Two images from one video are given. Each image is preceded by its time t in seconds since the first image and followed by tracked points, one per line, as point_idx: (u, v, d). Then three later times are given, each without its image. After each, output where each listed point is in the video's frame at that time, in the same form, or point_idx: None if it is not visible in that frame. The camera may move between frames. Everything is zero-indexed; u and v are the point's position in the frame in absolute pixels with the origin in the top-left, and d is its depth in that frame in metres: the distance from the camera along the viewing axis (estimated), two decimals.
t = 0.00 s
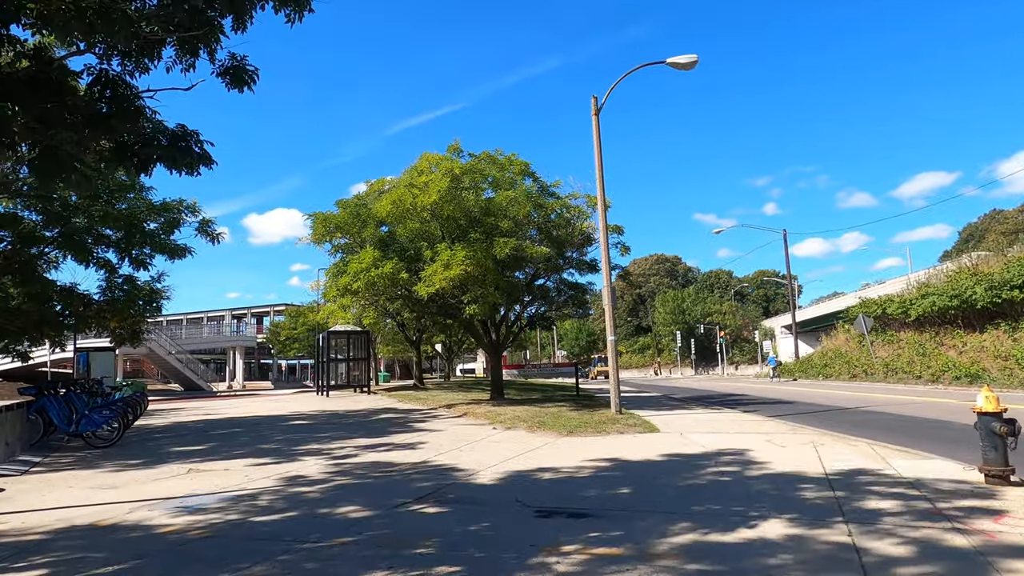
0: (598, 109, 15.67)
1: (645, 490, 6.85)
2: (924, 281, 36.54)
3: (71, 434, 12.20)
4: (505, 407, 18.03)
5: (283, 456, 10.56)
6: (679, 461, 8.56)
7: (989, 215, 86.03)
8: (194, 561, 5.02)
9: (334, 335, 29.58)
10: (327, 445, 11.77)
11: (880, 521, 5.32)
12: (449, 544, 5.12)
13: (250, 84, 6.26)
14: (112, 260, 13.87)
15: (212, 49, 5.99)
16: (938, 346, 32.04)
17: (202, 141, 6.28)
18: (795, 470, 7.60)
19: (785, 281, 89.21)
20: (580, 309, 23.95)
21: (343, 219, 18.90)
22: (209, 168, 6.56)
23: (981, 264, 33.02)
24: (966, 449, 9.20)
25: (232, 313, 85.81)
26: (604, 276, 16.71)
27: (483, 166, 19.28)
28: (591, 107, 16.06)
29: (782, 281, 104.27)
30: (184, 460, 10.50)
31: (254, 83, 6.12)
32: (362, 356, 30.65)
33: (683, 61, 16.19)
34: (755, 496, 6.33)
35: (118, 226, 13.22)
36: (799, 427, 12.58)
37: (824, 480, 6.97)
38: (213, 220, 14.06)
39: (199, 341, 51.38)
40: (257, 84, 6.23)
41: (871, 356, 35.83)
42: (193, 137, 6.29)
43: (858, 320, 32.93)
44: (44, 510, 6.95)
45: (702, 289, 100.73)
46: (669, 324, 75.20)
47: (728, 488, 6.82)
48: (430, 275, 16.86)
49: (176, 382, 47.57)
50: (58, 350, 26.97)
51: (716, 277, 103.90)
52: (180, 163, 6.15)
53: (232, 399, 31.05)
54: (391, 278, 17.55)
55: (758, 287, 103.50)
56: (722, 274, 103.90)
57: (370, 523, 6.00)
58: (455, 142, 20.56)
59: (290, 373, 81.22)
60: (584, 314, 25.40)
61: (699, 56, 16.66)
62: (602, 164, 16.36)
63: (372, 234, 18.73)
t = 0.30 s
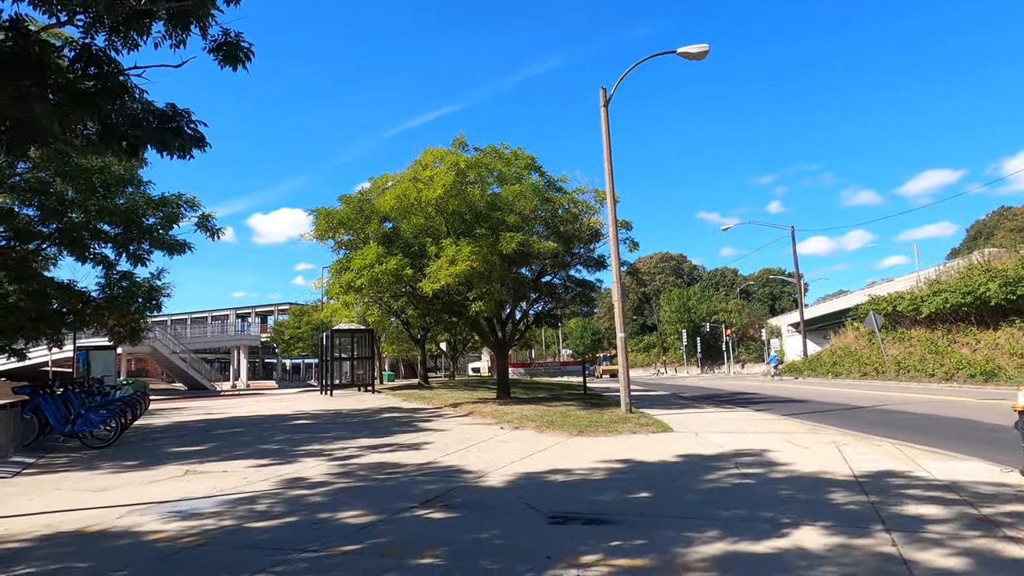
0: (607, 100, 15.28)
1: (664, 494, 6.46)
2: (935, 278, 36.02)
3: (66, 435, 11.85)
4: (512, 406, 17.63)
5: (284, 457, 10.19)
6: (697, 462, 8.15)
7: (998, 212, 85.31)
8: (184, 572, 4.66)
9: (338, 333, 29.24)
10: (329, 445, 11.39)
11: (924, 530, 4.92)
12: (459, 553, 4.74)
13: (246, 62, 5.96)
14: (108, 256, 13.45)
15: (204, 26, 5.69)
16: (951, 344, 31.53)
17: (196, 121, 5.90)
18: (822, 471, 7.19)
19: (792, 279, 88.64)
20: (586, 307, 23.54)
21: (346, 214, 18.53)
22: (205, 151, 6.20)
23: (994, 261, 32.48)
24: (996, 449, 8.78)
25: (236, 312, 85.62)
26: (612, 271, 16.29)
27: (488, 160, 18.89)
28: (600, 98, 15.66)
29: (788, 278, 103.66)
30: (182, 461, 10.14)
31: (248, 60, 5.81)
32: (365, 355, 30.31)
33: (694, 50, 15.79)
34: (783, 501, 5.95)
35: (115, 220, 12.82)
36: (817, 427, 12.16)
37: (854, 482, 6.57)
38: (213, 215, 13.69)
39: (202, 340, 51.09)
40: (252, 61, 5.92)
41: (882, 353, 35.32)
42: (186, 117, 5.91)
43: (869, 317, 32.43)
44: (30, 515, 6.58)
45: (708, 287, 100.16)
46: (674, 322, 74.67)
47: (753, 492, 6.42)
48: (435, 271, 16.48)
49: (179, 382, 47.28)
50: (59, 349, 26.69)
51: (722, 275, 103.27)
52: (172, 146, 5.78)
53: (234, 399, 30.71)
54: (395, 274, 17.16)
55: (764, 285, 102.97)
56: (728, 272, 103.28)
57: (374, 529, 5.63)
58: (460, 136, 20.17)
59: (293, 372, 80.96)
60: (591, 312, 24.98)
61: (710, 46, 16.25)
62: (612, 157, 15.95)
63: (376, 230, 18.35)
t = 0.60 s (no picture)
0: (613, 95, 14.87)
1: (684, 511, 6.06)
2: (944, 276, 35.56)
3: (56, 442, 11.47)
4: (516, 409, 17.22)
5: (282, 466, 9.79)
6: (714, 473, 7.73)
7: (1004, 209, 84.71)
8: None
9: (339, 334, 28.87)
10: (329, 453, 11.00)
11: (972, 555, 4.52)
12: None
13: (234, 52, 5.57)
14: (102, 257, 13.07)
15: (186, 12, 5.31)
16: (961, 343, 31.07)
17: (180, 115, 5.50)
18: (849, 484, 6.78)
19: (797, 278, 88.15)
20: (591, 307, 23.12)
21: (346, 213, 18.15)
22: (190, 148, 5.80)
23: (1004, 259, 32.01)
24: None
25: (238, 313, 85.31)
26: (619, 271, 15.88)
27: (491, 158, 18.48)
28: (606, 94, 15.25)
29: (792, 277, 103.12)
30: (175, 471, 9.75)
31: (236, 48, 5.44)
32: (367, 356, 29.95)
33: (703, 44, 15.37)
34: (813, 520, 5.53)
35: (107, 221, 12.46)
36: (834, 432, 11.73)
37: (885, 496, 6.16)
38: (209, 216, 13.31)
39: (203, 341, 50.74)
40: (240, 51, 5.53)
41: (890, 353, 34.84)
42: (170, 111, 5.51)
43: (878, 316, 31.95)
44: (9, 534, 6.19)
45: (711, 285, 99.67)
46: (678, 322, 74.19)
47: (778, 509, 6.01)
48: (437, 271, 16.08)
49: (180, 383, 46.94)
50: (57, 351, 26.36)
51: (725, 274, 102.75)
52: (155, 142, 5.35)
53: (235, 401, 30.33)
54: (396, 275, 16.74)
55: (768, 284, 102.48)
56: (732, 271, 102.74)
57: (374, 551, 5.23)
58: (462, 134, 19.77)
59: (295, 372, 80.63)
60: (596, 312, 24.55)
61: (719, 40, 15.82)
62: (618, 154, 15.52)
63: (376, 229, 17.95)
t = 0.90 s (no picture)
0: (624, 86, 14.48)
1: (710, 517, 5.66)
2: (955, 274, 35.05)
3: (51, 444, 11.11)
4: (524, 409, 16.84)
5: (283, 469, 9.43)
6: (737, 476, 7.36)
7: (1012, 206, 84.08)
8: None
9: (343, 334, 28.56)
10: (332, 454, 10.63)
11: None
12: None
13: (225, 28, 5.21)
14: (99, 254, 12.72)
15: None
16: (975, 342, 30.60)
17: (169, 93, 5.15)
18: (885, 487, 6.37)
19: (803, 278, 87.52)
20: (599, 306, 22.71)
21: (349, 210, 17.79)
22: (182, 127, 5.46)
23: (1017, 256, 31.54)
24: None
25: (241, 313, 85.09)
26: (630, 268, 15.47)
27: (498, 152, 18.10)
28: (616, 86, 14.85)
29: (798, 276, 102.55)
30: (172, 473, 9.40)
31: (227, 23, 5.07)
32: (371, 356, 29.64)
33: (715, 33, 14.96)
34: (852, 528, 5.15)
35: (104, 216, 12.11)
36: (855, 432, 11.32)
37: (926, 501, 5.76)
38: (209, 211, 12.95)
39: (207, 342, 50.47)
40: (233, 26, 5.17)
41: (901, 352, 34.35)
42: (158, 89, 5.15)
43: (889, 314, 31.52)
44: None
45: (717, 285, 99.13)
46: (683, 321, 73.68)
47: (811, 514, 5.63)
48: (443, 268, 15.72)
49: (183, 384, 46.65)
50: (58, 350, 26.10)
51: (731, 273, 102.15)
52: (143, 122, 5.02)
53: (237, 401, 29.99)
54: (401, 272, 16.37)
55: (773, 283, 102.04)
56: (737, 270, 102.07)
57: (380, 561, 4.86)
58: (468, 129, 19.40)
59: (299, 372, 80.41)
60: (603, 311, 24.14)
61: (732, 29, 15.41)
62: (628, 147, 15.12)
63: (380, 226, 17.59)
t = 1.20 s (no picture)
0: (633, 82, 14.11)
1: (736, 536, 5.28)
2: (966, 274, 34.56)
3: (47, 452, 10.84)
4: (530, 413, 16.47)
5: (282, 478, 9.07)
6: (759, 488, 6.98)
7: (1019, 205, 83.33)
8: None
9: (346, 336, 28.24)
10: (334, 462, 10.27)
11: None
12: None
13: (214, 10, 4.86)
14: (95, 255, 12.41)
15: None
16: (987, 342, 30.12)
17: (154, 82, 4.84)
18: (919, 501, 5.99)
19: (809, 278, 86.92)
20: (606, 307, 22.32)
21: (352, 210, 17.48)
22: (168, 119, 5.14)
23: None
24: None
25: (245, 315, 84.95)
26: (639, 268, 15.09)
27: (503, 151, 17.74)
28: (623, 81, 14.46)
29: (804, 276, 101.91)
30: (167, 482, 9.05)
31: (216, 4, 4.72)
32: (374, 358, 29.32)
33: (726, 27, 14.57)
34: (891, 549, 4.77)
35: (100, 216, 11.80)
36: (875, 438, 10.92)
37: (966, 517, 5.37)
38: (207, 211, 12.62)
39: (210, 344, 50.24)
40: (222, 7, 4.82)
41: (911, 353, 33.86)
42: (144, 77, 4.82)
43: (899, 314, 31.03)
44: None
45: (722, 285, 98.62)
46: (688, 322, 73.22)
47: (845, 533, 5.25)
48: (447, 269, 15.37)
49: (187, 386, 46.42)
50: (60, 353, 25.87)
51: (736, 273, 101.58)
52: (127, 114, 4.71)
53: (240, 404, 29.67)
54: (404, 273, 16.02)
55: (778, 283, 101.48)
56: (742, 270, 101.48)
57: None
58: (472, 127, 19.06)
59: (303, 374, 80.17)
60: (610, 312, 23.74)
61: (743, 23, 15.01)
62: (637, 145, 14.74)
63: (383, 226, 17.24)
